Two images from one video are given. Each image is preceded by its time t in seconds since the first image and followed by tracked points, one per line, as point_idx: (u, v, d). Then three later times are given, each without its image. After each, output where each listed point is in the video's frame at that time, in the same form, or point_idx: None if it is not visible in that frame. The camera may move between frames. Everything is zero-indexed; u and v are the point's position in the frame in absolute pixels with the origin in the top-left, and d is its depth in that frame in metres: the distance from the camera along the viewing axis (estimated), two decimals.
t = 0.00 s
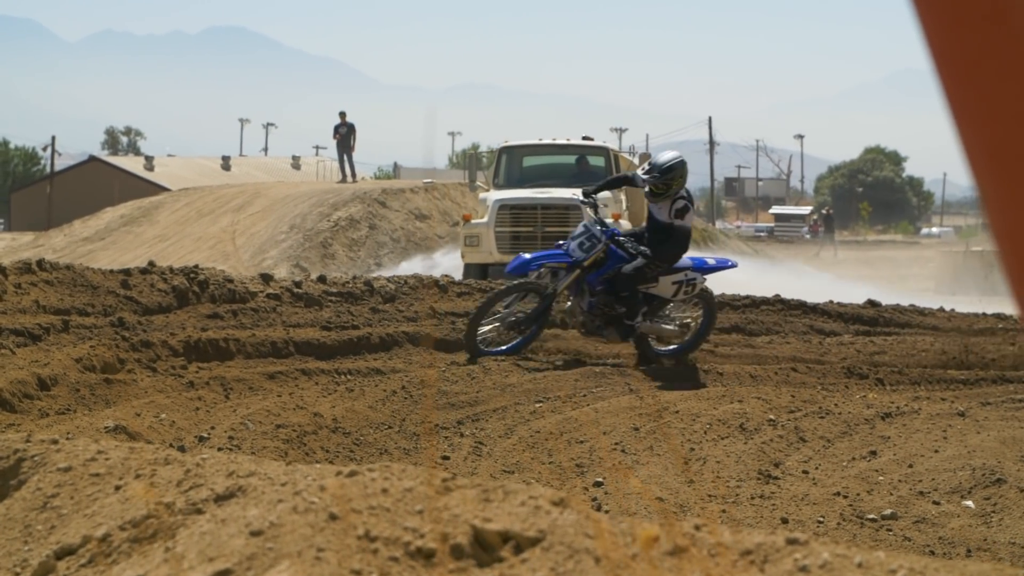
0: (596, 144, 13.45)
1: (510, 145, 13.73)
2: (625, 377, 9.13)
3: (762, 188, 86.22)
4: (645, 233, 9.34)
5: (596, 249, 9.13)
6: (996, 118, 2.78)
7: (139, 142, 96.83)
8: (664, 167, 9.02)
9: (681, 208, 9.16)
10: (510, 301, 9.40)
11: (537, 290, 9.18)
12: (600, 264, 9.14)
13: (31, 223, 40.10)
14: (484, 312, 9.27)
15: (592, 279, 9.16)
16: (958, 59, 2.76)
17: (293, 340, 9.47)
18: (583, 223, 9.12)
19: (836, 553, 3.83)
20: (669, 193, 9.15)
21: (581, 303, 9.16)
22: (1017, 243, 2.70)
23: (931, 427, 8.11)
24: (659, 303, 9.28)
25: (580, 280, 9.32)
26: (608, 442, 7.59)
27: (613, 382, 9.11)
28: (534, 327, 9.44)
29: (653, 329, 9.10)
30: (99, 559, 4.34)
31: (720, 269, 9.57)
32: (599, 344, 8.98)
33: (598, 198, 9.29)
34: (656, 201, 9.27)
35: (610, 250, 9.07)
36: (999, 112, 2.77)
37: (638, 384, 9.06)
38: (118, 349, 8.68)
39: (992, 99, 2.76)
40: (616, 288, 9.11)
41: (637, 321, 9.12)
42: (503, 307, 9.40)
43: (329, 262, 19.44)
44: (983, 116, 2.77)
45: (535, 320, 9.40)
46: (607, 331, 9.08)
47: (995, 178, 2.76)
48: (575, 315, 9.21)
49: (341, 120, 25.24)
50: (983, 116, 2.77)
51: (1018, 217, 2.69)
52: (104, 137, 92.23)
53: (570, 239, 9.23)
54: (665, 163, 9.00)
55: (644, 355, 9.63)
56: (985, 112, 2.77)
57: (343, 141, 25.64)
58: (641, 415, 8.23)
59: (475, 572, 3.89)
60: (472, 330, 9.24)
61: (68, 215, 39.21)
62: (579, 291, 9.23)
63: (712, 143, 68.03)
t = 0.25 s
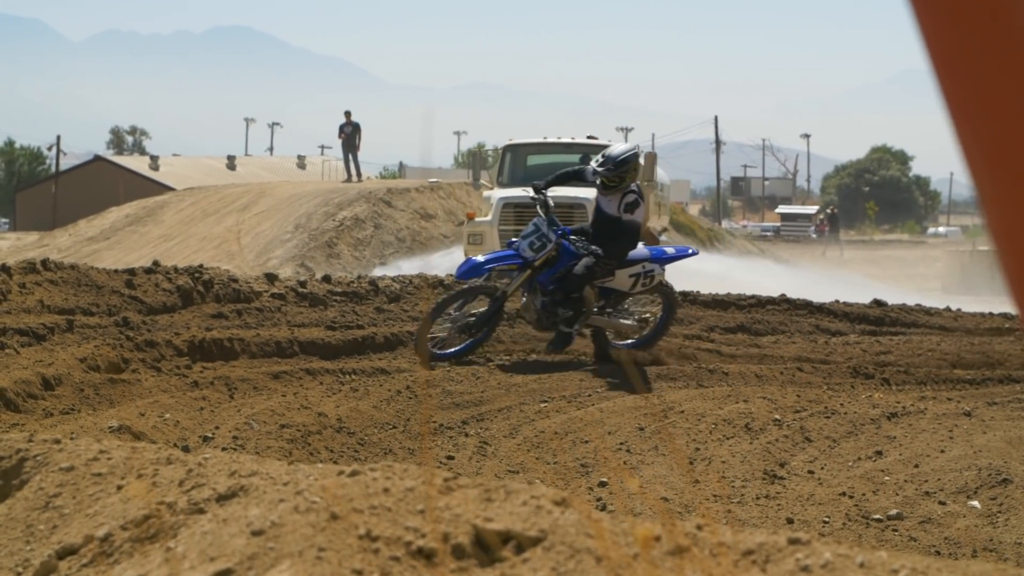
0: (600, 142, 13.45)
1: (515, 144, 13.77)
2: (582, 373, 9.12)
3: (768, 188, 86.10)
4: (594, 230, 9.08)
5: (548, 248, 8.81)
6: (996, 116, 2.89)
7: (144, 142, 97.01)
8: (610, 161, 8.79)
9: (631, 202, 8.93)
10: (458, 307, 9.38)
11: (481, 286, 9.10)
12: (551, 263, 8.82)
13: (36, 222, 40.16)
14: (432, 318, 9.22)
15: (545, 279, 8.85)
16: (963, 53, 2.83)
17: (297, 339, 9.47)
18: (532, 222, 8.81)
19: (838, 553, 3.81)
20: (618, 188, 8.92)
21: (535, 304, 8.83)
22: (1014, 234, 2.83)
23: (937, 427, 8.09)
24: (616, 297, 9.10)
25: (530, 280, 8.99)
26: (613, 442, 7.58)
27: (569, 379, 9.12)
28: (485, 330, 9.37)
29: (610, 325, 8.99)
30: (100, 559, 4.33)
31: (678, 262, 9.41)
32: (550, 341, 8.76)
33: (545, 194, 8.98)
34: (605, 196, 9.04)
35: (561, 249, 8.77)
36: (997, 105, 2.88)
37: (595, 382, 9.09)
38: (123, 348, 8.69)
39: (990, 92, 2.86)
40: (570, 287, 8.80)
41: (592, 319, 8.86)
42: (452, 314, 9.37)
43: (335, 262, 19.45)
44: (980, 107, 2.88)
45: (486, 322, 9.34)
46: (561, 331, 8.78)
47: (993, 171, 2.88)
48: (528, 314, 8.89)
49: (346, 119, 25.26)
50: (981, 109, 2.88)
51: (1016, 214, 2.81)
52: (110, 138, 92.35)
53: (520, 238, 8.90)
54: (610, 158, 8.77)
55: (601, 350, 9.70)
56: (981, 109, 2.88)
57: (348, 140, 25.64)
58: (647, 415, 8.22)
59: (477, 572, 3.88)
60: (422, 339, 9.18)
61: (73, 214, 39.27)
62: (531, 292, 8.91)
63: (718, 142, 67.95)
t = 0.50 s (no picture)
0: (606, 139, 13.45)
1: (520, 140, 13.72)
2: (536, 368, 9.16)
3: (776, 186, 85.96)
4: (545, 226, 9.23)
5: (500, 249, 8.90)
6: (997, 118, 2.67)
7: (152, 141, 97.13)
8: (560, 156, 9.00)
9: (582, 197, 9.12)
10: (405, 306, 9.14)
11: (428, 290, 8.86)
12: (505, 264, 8.95)
13: (43, 221, 40.21)
14: (380, 322, 8.99)
15: (496, 279, 8.98)
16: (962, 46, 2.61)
17: (303, 338, 9.48)
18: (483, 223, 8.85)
19: (842, 552, 3.80)
20: (569, 182, 9.12)
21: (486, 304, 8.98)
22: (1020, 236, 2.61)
23: (945, 426, 8.05)
24: (571, 293, 9.30)
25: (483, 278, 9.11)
26: (619, 441, 7.56)
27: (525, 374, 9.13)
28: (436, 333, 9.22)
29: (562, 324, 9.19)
30: (104, 558, 4.32)
31: (634, 254, 9.61)
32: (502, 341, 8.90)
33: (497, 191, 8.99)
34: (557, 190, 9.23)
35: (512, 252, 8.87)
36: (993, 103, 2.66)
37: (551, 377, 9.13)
38: (129, 347, 8.69)
39: (988, 90, 2.65)
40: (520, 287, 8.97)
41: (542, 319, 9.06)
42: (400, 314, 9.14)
43: (341, 261, 19.46)
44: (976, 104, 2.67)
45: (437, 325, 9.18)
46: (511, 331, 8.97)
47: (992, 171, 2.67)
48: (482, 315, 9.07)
49: (353, 118, 25.25)
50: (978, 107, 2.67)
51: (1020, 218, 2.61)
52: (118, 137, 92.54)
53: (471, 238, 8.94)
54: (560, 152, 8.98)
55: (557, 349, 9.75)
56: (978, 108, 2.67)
57: (355, 139, 25.64)
58: (653, 414, 8.20)
59: (480, 571, 3.87)
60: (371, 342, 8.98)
61: (80, 214, 39.32)
62: (484, 292, 9.05)
63: (726, 141, 67.85)
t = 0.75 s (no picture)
0: (613, 139, 13.45)
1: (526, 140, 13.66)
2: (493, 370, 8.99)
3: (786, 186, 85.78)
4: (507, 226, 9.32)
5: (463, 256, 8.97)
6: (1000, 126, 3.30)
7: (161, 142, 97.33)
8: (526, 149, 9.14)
9: (544, 193, 9.21)
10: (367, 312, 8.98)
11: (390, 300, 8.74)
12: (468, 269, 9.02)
13: (53, 222, 40.32)
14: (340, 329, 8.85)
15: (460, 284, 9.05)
16: (975, 72, 3.22)
17: (311, 339, 9.48)
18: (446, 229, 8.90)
19: (848, 553, 3.78)
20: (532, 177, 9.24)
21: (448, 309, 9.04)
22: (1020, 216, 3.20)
23: (955, 427, 8.01)
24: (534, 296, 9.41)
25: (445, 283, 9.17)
26: (628, 442, 7.54)
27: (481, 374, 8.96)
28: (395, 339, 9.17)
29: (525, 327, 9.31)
30: (108, 558, 4.30)
31: (599, 256, 9.74)
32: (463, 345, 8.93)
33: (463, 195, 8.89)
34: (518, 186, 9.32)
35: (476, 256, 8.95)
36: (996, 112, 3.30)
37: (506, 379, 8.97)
38: (136, 348, 8.69)
39: (989, 95, 3.27)
40: (484, 292, 9.07)
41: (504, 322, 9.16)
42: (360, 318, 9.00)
43: (350, 261, 19.47)
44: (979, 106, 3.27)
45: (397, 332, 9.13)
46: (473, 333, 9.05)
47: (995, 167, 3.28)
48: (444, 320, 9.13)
49: (362, 118, 25.27)
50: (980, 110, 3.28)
51: (1019, 213, 3.18)
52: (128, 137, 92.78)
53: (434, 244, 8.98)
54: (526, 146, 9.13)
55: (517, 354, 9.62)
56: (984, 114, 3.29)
57: (364, 139, 25.66)
58: (662, 414, 8.18)
59: (485, 571, 3.86)
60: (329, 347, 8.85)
61: (90, 214, 39.41)
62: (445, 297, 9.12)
63: (736, 140, 67.74)
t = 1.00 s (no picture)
0: (622, 139, 13.38)
1: (534, 141, 13.63)
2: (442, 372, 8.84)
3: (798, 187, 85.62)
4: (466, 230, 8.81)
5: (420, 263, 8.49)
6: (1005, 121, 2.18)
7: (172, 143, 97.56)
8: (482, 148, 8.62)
9: (502, 195, 8.67)
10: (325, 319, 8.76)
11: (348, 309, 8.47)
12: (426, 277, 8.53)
13: (64, 223, 40.45)
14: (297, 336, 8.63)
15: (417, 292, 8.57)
16: (966, 35, 2.14)
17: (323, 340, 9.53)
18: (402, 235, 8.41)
19: (855, 555, 3.75)
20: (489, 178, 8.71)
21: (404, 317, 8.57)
22: (1021, 246, 2.13)
23: (966, 429, 7.96)
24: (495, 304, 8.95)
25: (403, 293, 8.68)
26: (639, 444, 7.52)
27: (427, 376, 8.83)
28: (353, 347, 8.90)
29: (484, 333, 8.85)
30: (115, 560, 4.28)
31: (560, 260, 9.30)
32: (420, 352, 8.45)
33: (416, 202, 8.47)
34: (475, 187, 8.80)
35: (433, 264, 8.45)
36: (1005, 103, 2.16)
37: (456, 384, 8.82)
38: (146, 349, 8.70)
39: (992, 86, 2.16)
40: (441, 300, 8.57)
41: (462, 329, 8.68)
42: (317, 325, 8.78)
43: (361, 262, 19.48)
44: (982, 89, 2.17)
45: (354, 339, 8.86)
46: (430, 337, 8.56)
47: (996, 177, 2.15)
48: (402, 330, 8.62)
49: (372, 119, 25.29)
50: (987, 96, 2.17)
51: None
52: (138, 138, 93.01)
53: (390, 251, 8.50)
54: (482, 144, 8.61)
55: (475, 357, 9.46)
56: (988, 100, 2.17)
57: (375, 140, 25.68)
58: (672, 416, 8.15)
59: (492, 573, 3.84)
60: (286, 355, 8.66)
61: (100, 215, 39.52)
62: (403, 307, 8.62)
63: (747, 141, 67.63)
